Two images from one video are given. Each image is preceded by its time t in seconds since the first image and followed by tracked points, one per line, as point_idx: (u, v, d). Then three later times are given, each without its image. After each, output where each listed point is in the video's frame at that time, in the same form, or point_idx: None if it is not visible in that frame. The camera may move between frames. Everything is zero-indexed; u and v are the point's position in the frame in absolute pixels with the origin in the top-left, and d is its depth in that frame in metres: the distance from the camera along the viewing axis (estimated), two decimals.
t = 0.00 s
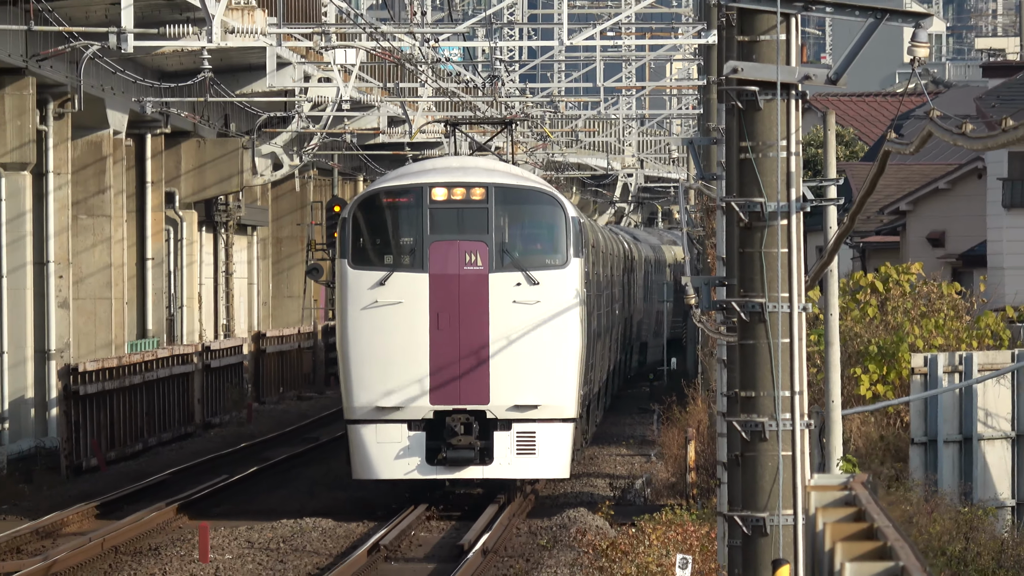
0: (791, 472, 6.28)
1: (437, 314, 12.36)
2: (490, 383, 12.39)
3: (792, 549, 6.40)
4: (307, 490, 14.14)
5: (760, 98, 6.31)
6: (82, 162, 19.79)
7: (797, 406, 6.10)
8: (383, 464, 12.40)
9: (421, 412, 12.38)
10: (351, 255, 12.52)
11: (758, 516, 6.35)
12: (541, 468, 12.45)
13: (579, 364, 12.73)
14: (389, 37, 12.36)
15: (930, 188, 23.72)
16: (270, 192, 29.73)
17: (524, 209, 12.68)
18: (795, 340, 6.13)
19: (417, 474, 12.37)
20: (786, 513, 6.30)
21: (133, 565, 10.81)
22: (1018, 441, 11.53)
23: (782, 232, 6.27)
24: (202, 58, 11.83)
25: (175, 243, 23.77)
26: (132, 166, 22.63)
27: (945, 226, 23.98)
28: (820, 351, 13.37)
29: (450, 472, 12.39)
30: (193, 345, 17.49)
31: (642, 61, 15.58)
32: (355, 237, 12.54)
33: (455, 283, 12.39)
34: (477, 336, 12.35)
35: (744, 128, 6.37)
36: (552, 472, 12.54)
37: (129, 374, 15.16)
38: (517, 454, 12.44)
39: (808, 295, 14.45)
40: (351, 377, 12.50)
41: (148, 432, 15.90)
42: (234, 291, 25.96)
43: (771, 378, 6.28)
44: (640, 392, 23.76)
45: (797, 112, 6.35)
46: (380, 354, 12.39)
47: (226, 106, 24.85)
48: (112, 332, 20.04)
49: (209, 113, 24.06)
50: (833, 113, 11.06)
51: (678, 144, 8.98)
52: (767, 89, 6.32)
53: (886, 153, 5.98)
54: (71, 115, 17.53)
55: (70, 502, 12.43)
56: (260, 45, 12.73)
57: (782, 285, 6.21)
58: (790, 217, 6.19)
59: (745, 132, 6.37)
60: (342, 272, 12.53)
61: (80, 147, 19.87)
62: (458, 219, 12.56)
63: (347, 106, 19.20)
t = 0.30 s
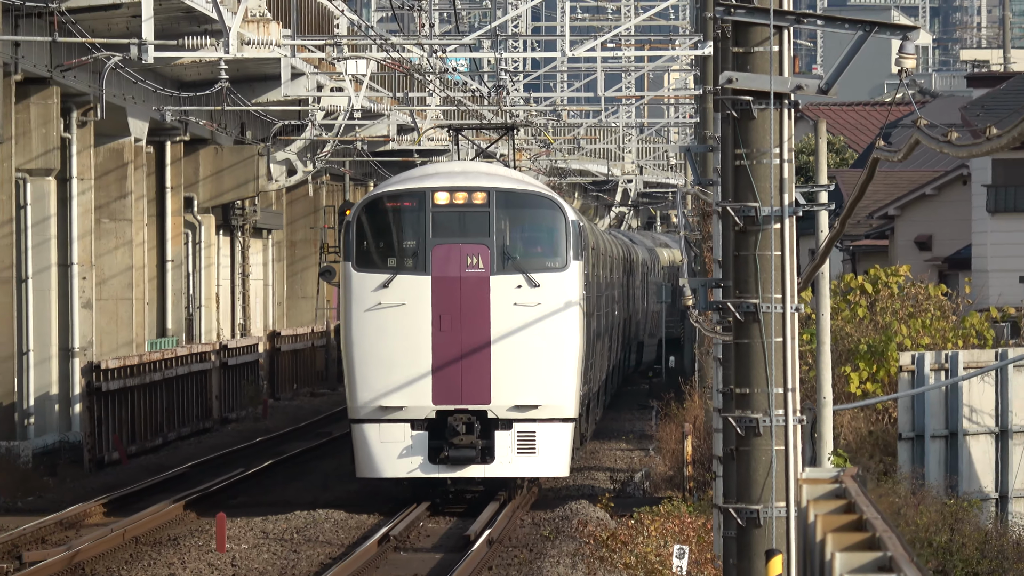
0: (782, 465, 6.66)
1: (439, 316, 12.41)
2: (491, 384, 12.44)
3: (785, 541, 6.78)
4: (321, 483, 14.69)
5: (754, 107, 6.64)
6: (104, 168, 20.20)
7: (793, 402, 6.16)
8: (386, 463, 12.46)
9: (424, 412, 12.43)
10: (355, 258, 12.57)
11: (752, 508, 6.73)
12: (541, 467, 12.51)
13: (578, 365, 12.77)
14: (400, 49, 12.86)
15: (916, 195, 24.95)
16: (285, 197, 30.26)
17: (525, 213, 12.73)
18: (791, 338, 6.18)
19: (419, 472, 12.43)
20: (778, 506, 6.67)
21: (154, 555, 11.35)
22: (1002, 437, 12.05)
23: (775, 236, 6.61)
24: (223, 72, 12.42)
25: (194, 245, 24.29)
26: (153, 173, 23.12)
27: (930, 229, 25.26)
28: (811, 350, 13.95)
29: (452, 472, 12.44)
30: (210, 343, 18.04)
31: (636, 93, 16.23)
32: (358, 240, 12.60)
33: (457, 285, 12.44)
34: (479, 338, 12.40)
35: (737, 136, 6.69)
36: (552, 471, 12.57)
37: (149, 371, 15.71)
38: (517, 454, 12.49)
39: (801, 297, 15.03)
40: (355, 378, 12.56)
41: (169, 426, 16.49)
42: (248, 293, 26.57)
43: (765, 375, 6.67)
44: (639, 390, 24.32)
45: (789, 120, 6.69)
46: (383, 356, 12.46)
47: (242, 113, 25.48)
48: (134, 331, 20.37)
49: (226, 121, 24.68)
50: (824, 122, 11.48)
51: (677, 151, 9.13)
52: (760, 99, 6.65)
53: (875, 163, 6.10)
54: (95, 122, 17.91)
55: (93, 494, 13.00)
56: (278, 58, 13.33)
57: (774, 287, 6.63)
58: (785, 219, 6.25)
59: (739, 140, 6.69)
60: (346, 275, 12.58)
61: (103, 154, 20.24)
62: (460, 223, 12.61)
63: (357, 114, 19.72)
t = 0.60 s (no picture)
0: (777, 457, 6.97)
1: (441, 316, 12.33)
2: (493, 382, 12.37)
3: (780, 529, 7.06)
4: (333, 475, 15.21)
5: (751, 113, 6.93)
6: (125, 171, 20.75)
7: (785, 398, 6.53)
8: (389, 460, 12.41)
9: (426, 410, 12.34)
10: (359, 259, 12.47)
11: (748, 499, 6.99)
12: (541, 465, 12.48)
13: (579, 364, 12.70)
14: (410, 57, 13.37)
15: (906, 198, 25.72)
16: (300, 199, 30.85)
17: (526, 214, 12.64)
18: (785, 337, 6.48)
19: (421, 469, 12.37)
20: (773, 495, 6.94)
21: (173, 543, 11.85)
22: (988, 430, 12.51)
23: (771, 236, 6.92)
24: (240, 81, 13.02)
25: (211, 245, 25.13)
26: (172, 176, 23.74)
27: (920, 231, 25.94)
28: (805, 347, 14.49)
29: (454, 469, 12.37)
30: (226, 340, 18.66)
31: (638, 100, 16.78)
32: (362, 241, 12.49)
33: (459, 285, 12.36)
34: (481, 338, 12.33)
35: (735, 141, 7.01)
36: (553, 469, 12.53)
37: (169, 366, 16.30)
38: (518, 451, 12.43)
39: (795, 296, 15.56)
40: (358, 377, 12.48)
41: (187, 420, 17.03)
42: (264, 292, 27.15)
43: (760, 371, 6.94)
44: (637, 384, 24.85)
45: (783, 125, 7.01)
46: (386, 355, 12.37)
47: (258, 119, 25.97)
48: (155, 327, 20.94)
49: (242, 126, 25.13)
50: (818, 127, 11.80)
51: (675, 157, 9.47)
52: (757, 105, 6.95)
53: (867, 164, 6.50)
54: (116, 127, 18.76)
55: (114, 485, 13.54)
56: (294, 67, 13.90)
57: (769, 286, 6.93)
58: (778, 222, 6.70)
59: (736, 144, 7.01)
60: (349, 275, 12.48)
61: (124, 158, 20.85)
62: (462, 224, 12.53)
63: (367, 120, 20.22)
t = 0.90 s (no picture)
0: (774, 452, 6.74)
1: (443, 316, 12.38)
2: (494, 381, 12.40)
3: (776, 521, 6.82)
4: (345, 468, 15.71)
5: (746, 120, 6.69)
6: (144, 175, 21.14)
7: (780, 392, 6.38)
8: (392, 458, 12.48)
9: (429, 409, 12.39)
10: (362, 259, 12.53)
11: (745, 490, 6.77)
12: (542, 463, 12.48)
13: (579, 364, 12.72)
14: (419, 66, 13.80)
15: (897, 200, 26.31)
16: (312, 203, 31.38)
17: (527, 216, 12.67)
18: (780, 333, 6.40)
19: (423, 467, 12.42)
20: (770, 488, 6.74)
21: (190, 533, 12.30)
22: (976, 425, 13.03)
23: (766, 240, 6.71)
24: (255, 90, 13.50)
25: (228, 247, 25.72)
26: (189, 180, 24.28)
27: (911, 233, 26.50)
28: (800, 345, 14.96)
29: (456, 467, 12.41)
30: (241, 338, 19.27)
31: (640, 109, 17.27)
32: (365, 242, 12.54)
33: (461, 286, 12.41)
34: (482, 338, 12.38)
35: (730, 146, 6.76)
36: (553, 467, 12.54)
37: (187, 363, 16.85)
38: (519, 449, 12.46)
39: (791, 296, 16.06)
40: (362, 377, 12.54)
41: (204, 415, 17.61)
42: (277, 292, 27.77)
43: (756, 367, 6.72)
44: (637, 381, 25.35)
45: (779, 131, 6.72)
46: (390, 354, 12.42)
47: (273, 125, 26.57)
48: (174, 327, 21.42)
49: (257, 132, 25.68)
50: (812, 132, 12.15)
51: (675, 161, 9.87)
52: (753, 111, 6.68)
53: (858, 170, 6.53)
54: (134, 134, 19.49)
55: (133, 478, 14.01)
56: (307, 75, 14.35)
57: (765, 286, 6.69)
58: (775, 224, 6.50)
59: (732, 149, 6.76)
60: (353, 276, 12.54)
61: (143, 162, 21.30)
62: (464, 226, 12.57)
63: (376, 126, 20.67)
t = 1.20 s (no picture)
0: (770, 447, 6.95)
1: (444, 317, 12.33)
2: (495, 382, 12.35)
3: (771, 514, 7.03)
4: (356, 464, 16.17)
5: (745, 125, 6.92)
6: (161, 181, 21.67)
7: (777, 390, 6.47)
8: (393, 458, 12.46)
9: (430, 409, 12.35)
10: (365, 261, 12.50)
11: (742, 486, 6.95)
12: (542, 464, 12.45)
13: (579, 365, 12.69)
14: (428, 74, 14.23)
15: (890, 204, 26.82)
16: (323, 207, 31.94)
17: (528, 218, 12.66)
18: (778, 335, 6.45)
19: (426, 468, 12.39)
20: (766, 483, 6.95)
21: (206, 526, 12.73)
22: (966, 421, 13.45)
23: (764, 242, 6.90)
24: (269, 98, 13.95)
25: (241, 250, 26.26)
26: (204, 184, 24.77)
27: (904, 236, 27.00)
28: (796, 344, 15.38)
29: (458, 468, 12.39)
30: (255, 337, 19.81)
31: (642, 117, 17.70)
32: (367, 244, 12.51)
33: (462, 287, 12.37)
34: (484, 339, 12.34)
35: (729, 151, 7.00)
36: (554, 467, 12.49)
37: (204, 362, 17.34)
38: (520, 450, 12.42)
39: (788, 296, 16.49)
40: (364, 377, 12.50)
41: (219, 412, 18.12)
42: (289, 293, 28.32)
43: (754, 365, 6.92)
44: (638, 379, 25.85)
45: (776, 138, 6.99)
46: (392, 355, 12.38)
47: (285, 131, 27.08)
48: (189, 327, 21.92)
49: (271, 138, 26.18)
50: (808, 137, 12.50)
51: (675, 166, 10.29)
52: (750, 117, 6.93)
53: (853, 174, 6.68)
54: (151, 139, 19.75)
55: (151, 473, 14.45)
56: (319, 83, 14.78)
57: (763, 287, 6.92)
58: (773, 226, 6.72)
59: (731, 154, 7.00)
60: (355, 277, 12.50)
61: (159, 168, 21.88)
62: (465, 227, 12.54)
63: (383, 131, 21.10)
